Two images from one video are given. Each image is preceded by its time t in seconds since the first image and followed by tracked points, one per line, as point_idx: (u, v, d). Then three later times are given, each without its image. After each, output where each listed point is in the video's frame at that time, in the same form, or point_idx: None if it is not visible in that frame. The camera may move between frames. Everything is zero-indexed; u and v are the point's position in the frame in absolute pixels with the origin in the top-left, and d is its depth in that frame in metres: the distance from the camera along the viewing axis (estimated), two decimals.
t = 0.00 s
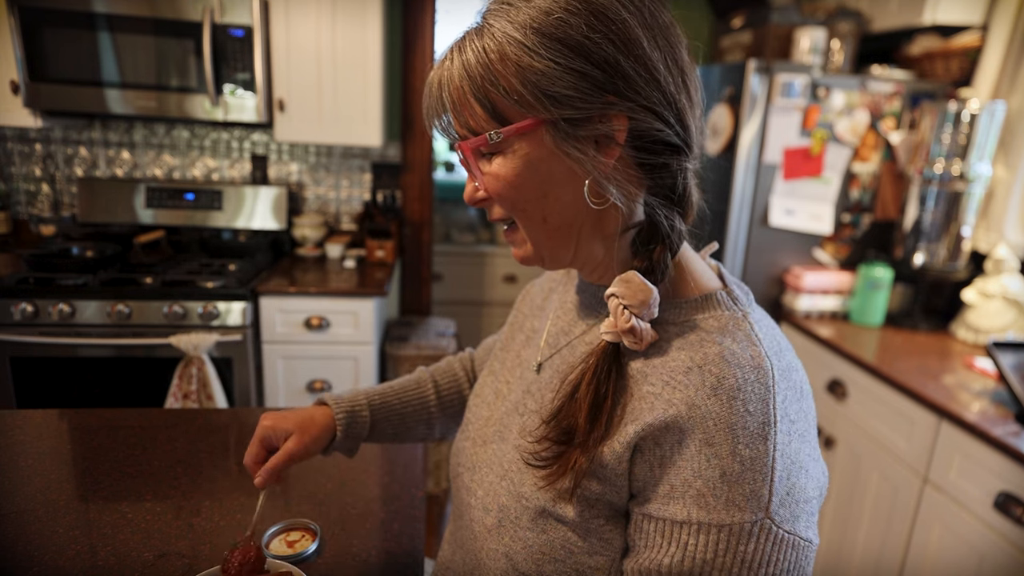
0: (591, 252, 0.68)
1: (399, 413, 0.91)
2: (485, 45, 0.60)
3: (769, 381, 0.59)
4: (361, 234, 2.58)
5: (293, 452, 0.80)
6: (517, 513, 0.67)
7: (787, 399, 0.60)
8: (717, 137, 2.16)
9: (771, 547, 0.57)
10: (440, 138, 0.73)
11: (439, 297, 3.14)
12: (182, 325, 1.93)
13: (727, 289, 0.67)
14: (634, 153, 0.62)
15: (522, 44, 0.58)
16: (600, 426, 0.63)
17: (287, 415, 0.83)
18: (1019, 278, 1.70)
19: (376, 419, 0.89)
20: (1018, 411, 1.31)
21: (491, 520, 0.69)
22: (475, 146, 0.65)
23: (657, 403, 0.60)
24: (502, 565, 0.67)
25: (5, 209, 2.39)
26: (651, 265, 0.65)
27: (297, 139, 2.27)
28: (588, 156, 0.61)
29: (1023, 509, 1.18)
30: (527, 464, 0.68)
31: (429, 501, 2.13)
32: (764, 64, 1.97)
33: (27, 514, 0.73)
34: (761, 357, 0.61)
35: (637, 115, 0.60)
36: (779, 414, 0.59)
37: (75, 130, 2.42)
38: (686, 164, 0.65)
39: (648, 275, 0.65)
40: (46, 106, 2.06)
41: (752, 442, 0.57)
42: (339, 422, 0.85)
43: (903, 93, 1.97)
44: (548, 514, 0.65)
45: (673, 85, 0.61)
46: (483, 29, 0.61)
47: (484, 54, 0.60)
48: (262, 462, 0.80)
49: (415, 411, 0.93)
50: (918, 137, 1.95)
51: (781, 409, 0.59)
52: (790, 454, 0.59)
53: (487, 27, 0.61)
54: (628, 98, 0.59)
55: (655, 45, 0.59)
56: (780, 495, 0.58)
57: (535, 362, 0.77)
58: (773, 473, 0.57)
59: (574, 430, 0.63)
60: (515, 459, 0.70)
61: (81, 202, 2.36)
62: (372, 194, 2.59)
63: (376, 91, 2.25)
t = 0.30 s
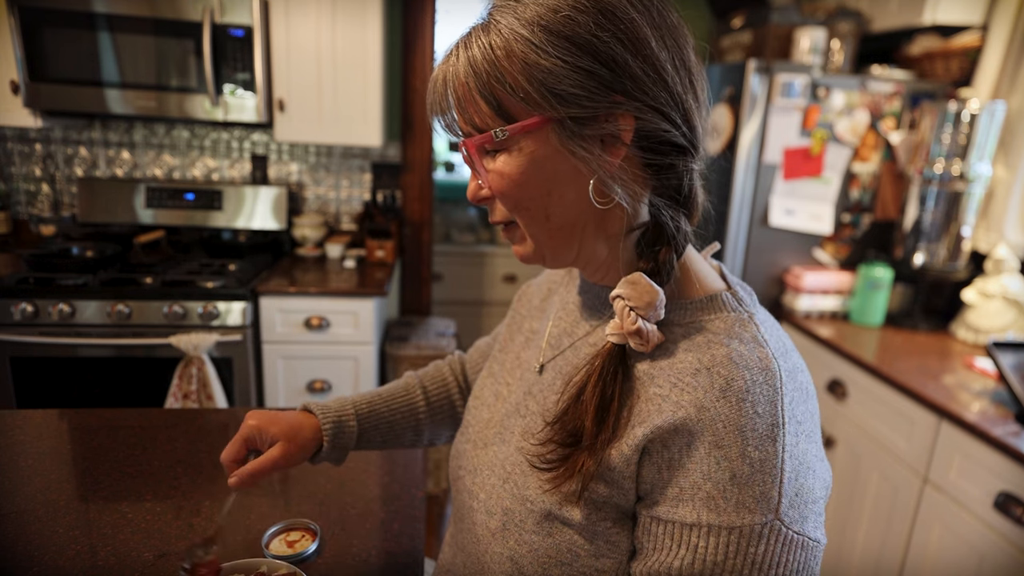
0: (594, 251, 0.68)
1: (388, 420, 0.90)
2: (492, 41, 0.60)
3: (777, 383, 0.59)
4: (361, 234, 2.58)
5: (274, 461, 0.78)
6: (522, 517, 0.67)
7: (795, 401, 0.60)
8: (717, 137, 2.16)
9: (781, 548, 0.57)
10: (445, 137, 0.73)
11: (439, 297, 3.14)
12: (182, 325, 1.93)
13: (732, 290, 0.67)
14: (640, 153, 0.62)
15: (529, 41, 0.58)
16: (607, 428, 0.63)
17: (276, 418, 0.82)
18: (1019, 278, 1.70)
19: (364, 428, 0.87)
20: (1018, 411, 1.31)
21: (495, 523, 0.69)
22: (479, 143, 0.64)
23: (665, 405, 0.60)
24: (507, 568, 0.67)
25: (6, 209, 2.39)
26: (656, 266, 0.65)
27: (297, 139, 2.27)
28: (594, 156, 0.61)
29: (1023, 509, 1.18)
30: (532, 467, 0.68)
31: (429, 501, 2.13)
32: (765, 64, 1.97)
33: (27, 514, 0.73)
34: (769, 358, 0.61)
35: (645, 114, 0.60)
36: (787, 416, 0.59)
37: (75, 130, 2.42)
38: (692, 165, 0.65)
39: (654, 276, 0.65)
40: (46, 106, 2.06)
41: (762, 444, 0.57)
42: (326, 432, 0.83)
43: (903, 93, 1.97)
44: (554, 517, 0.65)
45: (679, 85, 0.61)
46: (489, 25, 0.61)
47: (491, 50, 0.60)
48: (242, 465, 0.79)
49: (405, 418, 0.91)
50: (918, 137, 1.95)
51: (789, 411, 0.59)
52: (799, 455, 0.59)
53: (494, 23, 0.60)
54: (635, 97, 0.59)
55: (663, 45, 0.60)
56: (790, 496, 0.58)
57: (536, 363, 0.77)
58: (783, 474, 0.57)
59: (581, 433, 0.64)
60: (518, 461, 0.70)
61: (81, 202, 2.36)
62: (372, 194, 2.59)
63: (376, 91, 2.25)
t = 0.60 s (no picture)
0: (594, 252, 0.68)
1: (400, 424, 0.91)
2: (492, 40, 0.60)
3: (774, 387, 0.59)
4: (361, 234, 2.58)
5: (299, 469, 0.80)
6: (519, 518, 0.67)
7: (792, 405, 0.60)
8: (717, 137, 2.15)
9: (776, 552, 0.57)
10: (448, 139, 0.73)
11: (439, 297, 3.14)
12: (182, 325, 1.93)
13: (731, 292, 0.67)
14: (641, 153, 0.62)
15: (530, 40, 0.58)
16: (604, 430, 0.63)
17: (298, 421, 0.82)
18: (1019, 278, 1.70)
19: (375, 431, 0.88)
20: (1018, 411, 1.31)
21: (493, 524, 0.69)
22: (479, 142, 0.64)
23: (662, 408, 0.60)
24: (504, 570, 0.67)
25: (5, 209, 2.39)
26: (656, 267, 0.65)
27: (297, 139, 2.27)
28: (595, 156, 0.61)
29: (1023, 509, 1.18)
30: (530, 467, 0.68)
31: (429, 501, 2.13)
32: (765, 64, 1.97)
33: (27, 514, 0.73)
34: (766, 362, 0.60)
35: (646, 115, 0.60)
36: (784, 420, 0.59)
37: (75, 130, 2.42)
38: (692, 165, 0.65)
39: (653, 278, 0.65)
40: (46, 106, 2.06)
41: (758, 448, 0.57)
42: (338, 438, 0.83)
43: (903, 93, 1.97)
44: (550, 518, 0.65)
45: (681, 86, 0.61)
46: (489, 24, 0.61)
47: (491, 50, 0.60)
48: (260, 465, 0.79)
49: (416, 421, 0.92)
50: (918, 137, 1.95)
51: (786, 414, 0.59)
52: (795, 460, 0.59)
53: (495, 22, 0.60)
54: (636, 98, 0.59)
55: (664, 44, 0.60)
56: (786, 500, 0.58)
57: (536, 364, 0.77)
58: (779, 479, 0.57)
59: (579, 435, 0.64)
60: (516, 462, 0.70)
61: (81, 203, 2.36)
62: (372, 194, 2.59)
63: (376, 91, 2.25)
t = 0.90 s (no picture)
0: (594, 253, 0.68)
1: (419, 423, 0.93)
2: (492, 40, 0.60)
3: (770, 389, 0.59)
4: (362, 234, 2.58)
5: (312, 453, 0.83)
6: (516, 517, 0.67)
7: (788, 407, 0.60)
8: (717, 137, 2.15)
9: (767, 555, 0.57)
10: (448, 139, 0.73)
11: (439, 297, 3.14)
12: (182, 325, 1.93)
13: (730, 293, 0.67)
14: (641, 153, 0.62)
15: (530, 40, 0.58)
16: (602, 430, 0.63)
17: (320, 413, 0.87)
18: (1019, 278, 1.70)
19: (394, 428, 0.91)
20: (1018, 411, 1.31)
21: (490, 524, 0.69)
22: (479, 143, 0.64)
23: (657, 408, 0.60)
24: (501, 569, 0.68)
25: (5, 209, 2.39)
26: (655, 267, 0.65)
27: (297, 139, 2.27)
28: (595, 157, 0.61)
29: (1023, 509, 1.18)
30: (528, 467, 0.68)
31: (429, 501, 2.13)
32: (765, 64, 1.97)
33: (27, 514, 0.73)
34: (763, 364, 0.60)
35: (646, 116, 0.60)
36: (779, 422, 0.59)
37: (75, 130, 2.42)
38: (693, 166, 0.65)
39: (652, 278, 0.65)
40: (46, 106, 2.06)
41: (751, 450, 0.57)
42: (357, 432, 0.87)
43: (903, 93, 1.97)
44: (546, 518, 0.65)
45: (682, 86, 0.61)
46: (490, 23, 0.61)
47: (491, 49, 0.60)
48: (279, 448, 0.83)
49: (434, 420, 0.95)
50: (918, 137, 1.95)
51: (781, 416, 0.59)
52: (789, 462, 0.59)
53: (495, 21, 0.60)
54: (637, 98, 0.59)
55: (665, 44, 0.60)
56: (778, 503, 0.58)
57: (537, 364, 0.77)
58: (771, 481, 0.57)
59: (576, 434, 0.64)
60: (514, 462, 0.70)
61: (81, 202, 2.36)
62: (372, 194, 2.59)
63: (376, 91, 2.25)
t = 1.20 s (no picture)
0: (594, 250, 0.69)
1: (424, 410, 0.94)
2: (495, 39, 0.60)
3: (766, 386, 0.59)
4: (361, 234, 2.59)
5: (333, 433, 0.83)
6: (513, 513, 0.67)
7: (784, 405, 0.60)
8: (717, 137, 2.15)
9: (754, 551, 0.57)
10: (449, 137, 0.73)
11: (439, 297, 3.14)
12: (182, 325, 1.93)
13: (730, 291, 0.67)
14: (642, 150, 0.62)
15: (532, 39, 0.58)
16: (600, 425, 0.63)
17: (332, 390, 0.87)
18: (1019, 278, 1.70)
19: (404, 413, 0.92)
20: (1018, 411, 1.31)
21: (489, 520, 0.69)
22: (480, 140, 0.64)
23: (654, 402, 0.61)
24: (498, 565, 0.67)
25: (5, 209, 2.39)
26: (656, 264, 0.65)
27: (297, 139, 2.27)
28: (596, 153, 0.61)
29: (1023, 509, 1.18)
30: (526, 463, 0.68)
31: (429, 501, 2.13)
32: (765, 64, 1.97)
33: (27, 514, 0.73)
34: (760, 361, 0.60)
35: (647, 112, 0.60)
36: (773, 418, 0.59)
37: (75, 130, 2.42)
38: (693, 163, 0.65)
39: (653, 275, 0.65)
40: (46, 106, 2.06)
41: (744, 445, 0.57)
42: (371, 408, 0.88)
43: (903, 93, 1.97)
44: (542, 514, 0.65)
45: (682, 84, 0.61)
46: (492, 23, 0.61)
47: (493, 47, 0.60)
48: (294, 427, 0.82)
49: (439, 411, 0.96)
50: (918, 137, 1.95)
51: (776, 413, 0.59)
52: (781, 460, 0.59)
53: (497, 21, 0.60)
54: (638, 95, 0.59)
55: (665, 43, 0.60)
56: (767, 499, 0.57)
57: (538, 363, 0.77)
58: (762, 477, 0.57)
59: (576, 429, 0.63)
60: (514, 459, 0.70)
61: (81, 203, 2.36)
62: (372, 194, 2.59)
63: (376, 91, 2.25)
